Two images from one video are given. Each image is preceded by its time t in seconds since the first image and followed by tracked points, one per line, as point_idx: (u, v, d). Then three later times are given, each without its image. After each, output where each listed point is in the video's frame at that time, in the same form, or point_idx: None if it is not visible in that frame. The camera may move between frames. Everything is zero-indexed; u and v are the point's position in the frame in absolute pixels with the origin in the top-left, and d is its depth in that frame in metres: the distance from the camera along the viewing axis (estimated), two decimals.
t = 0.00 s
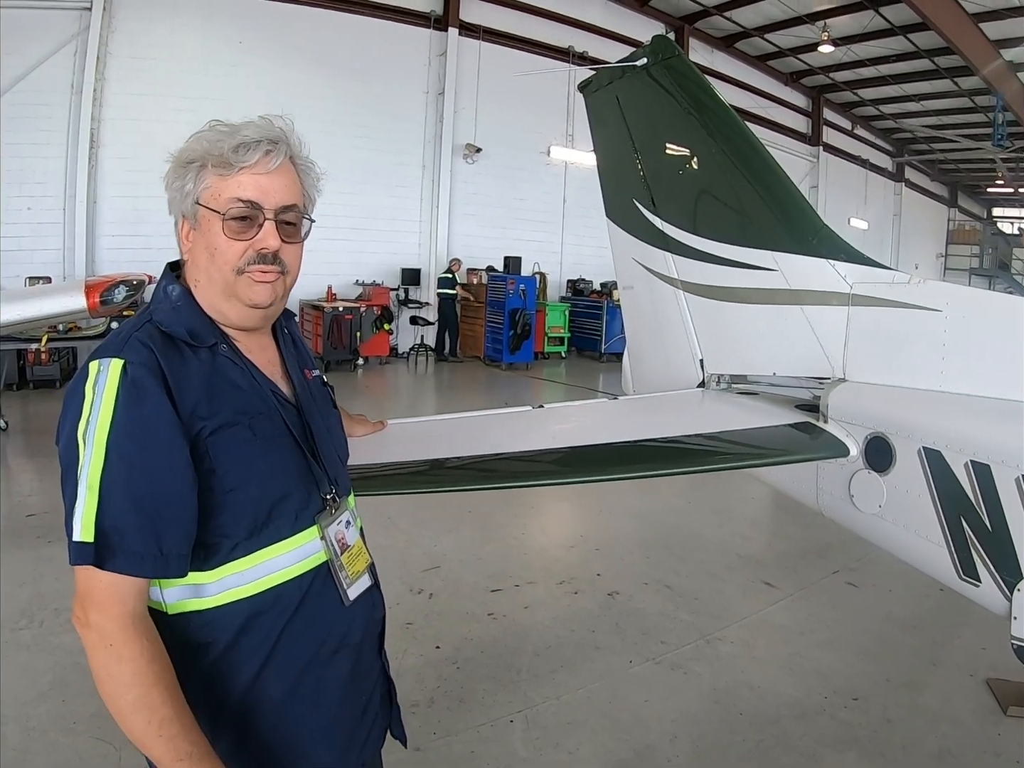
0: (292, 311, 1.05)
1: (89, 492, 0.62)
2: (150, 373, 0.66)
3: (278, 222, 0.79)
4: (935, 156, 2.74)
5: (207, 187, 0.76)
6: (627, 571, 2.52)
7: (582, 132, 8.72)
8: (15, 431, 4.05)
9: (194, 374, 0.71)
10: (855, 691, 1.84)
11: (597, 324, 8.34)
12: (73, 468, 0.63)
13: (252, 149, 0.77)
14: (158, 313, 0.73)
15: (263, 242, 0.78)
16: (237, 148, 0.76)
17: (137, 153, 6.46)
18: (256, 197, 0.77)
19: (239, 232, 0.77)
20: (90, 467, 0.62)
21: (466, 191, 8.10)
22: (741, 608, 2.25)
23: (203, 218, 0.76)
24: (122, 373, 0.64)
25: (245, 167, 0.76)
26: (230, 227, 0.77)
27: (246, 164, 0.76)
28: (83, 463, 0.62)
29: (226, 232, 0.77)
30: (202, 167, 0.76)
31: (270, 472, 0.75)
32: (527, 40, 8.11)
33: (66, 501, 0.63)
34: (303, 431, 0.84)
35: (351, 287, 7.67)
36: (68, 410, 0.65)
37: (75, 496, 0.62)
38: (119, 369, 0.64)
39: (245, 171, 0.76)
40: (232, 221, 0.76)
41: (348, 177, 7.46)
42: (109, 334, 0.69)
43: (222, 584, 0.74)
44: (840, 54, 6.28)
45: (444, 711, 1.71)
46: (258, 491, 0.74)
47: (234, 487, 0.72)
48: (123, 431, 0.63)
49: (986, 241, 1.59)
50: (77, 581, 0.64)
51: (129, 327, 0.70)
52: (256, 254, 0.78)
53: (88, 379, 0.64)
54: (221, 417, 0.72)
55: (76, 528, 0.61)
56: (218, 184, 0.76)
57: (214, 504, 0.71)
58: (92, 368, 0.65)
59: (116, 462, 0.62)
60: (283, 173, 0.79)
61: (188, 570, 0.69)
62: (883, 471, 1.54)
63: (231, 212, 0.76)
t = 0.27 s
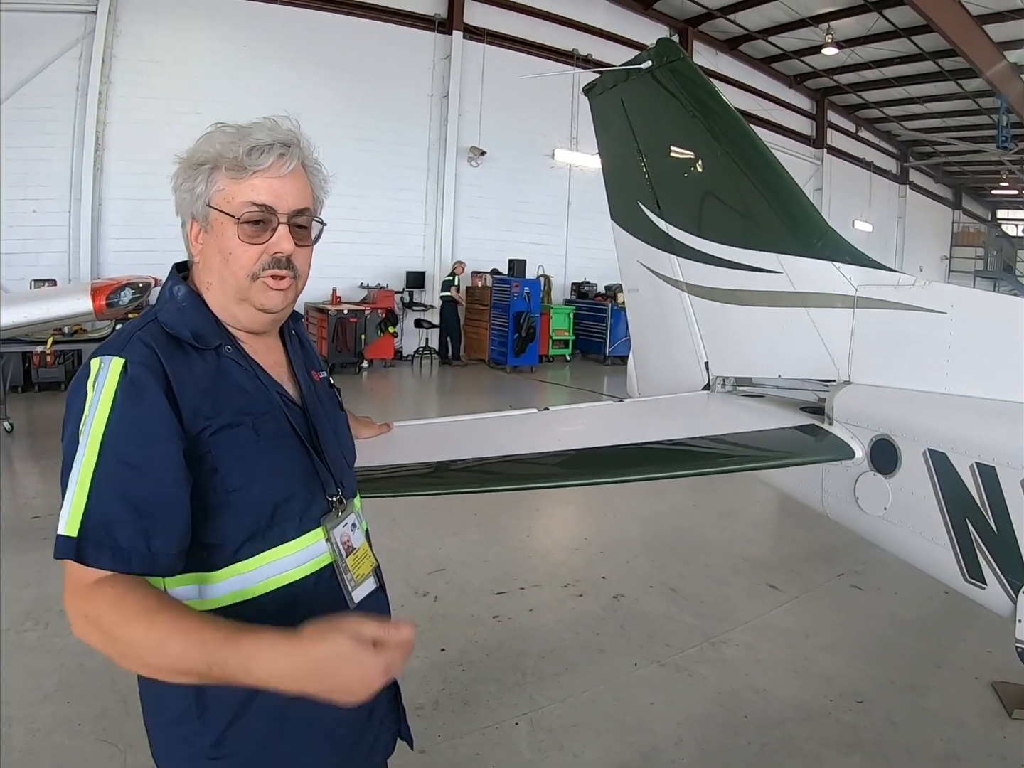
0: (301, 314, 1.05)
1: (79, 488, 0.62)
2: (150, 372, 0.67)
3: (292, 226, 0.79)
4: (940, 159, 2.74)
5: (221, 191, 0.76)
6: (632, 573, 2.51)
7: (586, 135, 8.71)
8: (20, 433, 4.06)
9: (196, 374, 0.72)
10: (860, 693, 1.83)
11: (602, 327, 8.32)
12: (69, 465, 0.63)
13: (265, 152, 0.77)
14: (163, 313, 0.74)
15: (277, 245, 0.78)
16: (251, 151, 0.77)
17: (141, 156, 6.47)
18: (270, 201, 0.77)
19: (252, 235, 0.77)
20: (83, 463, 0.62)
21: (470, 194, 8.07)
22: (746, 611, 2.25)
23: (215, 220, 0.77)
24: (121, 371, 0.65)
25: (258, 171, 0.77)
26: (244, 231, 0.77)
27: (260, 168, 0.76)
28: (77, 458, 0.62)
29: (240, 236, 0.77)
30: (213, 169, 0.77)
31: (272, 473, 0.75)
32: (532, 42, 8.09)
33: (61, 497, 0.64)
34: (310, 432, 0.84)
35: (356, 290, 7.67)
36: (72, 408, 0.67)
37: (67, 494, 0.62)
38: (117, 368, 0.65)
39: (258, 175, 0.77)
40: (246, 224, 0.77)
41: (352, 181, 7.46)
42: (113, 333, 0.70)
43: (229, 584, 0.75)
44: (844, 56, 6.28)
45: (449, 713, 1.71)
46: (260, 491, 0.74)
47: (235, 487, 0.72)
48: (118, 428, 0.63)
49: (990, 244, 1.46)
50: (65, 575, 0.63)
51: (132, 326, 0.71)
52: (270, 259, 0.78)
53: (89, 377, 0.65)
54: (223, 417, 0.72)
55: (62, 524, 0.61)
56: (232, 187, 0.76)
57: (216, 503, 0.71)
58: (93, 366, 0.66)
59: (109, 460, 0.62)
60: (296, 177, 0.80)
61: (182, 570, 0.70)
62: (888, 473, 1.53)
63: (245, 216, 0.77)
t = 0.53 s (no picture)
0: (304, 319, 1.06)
1: (95, 475, 0.61)
2: (162, 365, 0.67)
3: (298, 232, 0.80)
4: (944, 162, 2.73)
5: (228, 196, 0.77)
6: (636, 577, 2.51)
7: (590, 138, 8.73)
8: (25, 435, 4.07)
9: (206, 371, 0.72)
10: (864, 697, 1.83)
11: (606, 330, 8.34)
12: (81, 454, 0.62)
13: (272, 158, 0.78)
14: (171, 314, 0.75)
15: (284, 252, 0.79)
16: (257, 157, 0.77)
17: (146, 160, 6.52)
18: (277, 207, 0.78)
19: (259, 241, 0.78)
20: (96, 449, 0.61)
21: (474, 198, 8.09)
22: (749, 614, 2.25)
23: (222, 225, 0.77)
24: (132, 362, 0.65)
25: (265, 177, 0.77)
26: (251, 237, 0.78)
27: (267, 174, 0.77)
28: (91, 446, 0.61)
29: (248, 241, 0.78)
30: (219, 175, 0.77)
31: (281, 472, 0.76)
32: (535, 46, 8.12)
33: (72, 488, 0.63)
34: (315, 434, 0.85)
35: (359, 293, 7.69)
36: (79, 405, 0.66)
37: (81, 482, 0.61)
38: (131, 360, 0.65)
39: (265, 182, 0.77)
40: (253, 230, 0.77)
41: (356, 185, 7.50)
42: (123, 329, 0.70)
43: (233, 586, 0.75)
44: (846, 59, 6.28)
45: (453, 716, 1.71)
46: (270, 489, 0.74)
47: (247, 484, 0.72)
48: (131, 415, 0.63)
49: (996, 247, 1.52)
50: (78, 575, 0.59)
51: (141, 327, 0.72)
52: (277, 265, 0.79)
53: (101, 370, 0.65)
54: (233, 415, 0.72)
55: (81, 509, 0.59)
56: (239, 193, 0.77)
57: (226, 501, 0.71)
58: (105, 358, 0.66)
59: (124, 445, 0.62)
60: (302, 184, 0.80)
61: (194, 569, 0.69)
62: (891, 477, 1.53)
63: (252, 222, 0.77)
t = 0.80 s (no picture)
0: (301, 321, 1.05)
1: (127, 503, 0.62)
2: (179, 384, 0.67)
3: (306, 238, 0.80)
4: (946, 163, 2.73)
5: (239, 201, 0.77)
6: (638, 579, 2.51)
7: (592, 140, 8.72)
8: (27, 437, 4.09)
9: (221, 383, 0.72)
10: (866, 699, 1.83)
11: (609, 332, 8.32)
12: (103, 480, 0.63)
13: (284, 166, 0.78)
14: (180, 324, 0.74)
15: (293, 259, 0.79)
16: (270, 164, 0.78)
17: (147, 162, 6.53)
18: (287, 214, 0.78)
19: (269, 246, 0.78)
20: (125, 479, 0.63)
21: (476, 200, 8.08)
22: (752, 616, 2.25)
23: (232, 231, 0.77)
24: (150, 384, 0.65)
25: (277, 183, 0.78)
26: (261, 242, 0.78)
27: (279, 181, 0.77)
28: (119, 474, 0.63)
29: (257, 246, 0.78)
30: (230, 182, 0.77)
31: (296, 479, 0.77)
32: (538, 48, 8.11)
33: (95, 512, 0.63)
34: (322, 438, 0.85)
35: (362, 295, 7.68)
36: (91, 426, 0.65)
37: (109, 507, 0.63)
38: (149, 380, 0.65)
39: (277, 188, 0.78)
40: (263, 235, 0.78)
41: (358, 187, 7.49)
42: (136, 345, 0.70)
43: (247, 590, 0.75)
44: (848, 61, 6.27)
45: (455, 719, 1.71)
46: (285, 497, 0.75)
47: (264, 493, 0.73)
48: (154, 442, 0.63)
49: (997, 248, 1.52)
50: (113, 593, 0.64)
51: (151, 340, 0.71)
52: (285, 270, 0.79)
53: (116, 392, 0.65)
54: (248, 426, 0.73)
55: (118, 540, 0.61)
56: (250, 199, 0.77)
57: (245, 510, 0.72)
58: (119, 380, 0.65)
59: (149, 473, 0.63)
60: (312, 192, 0.81)
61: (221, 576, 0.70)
62: (893, 479, 1.53)
63: (263, 227, 0.77)
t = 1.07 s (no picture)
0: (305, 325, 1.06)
1: (115, 504, 0.62)
2: (179, 388, 0.67)
3: (315, 247, 0.81)
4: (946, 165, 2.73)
5: (249, 209, 0.77)
6: (640, 582, 2.51)
7: (593, 144, 8.72)
8: (29, 441, 4.10)
9: (222, 388, 0.72)
10: (868, 702, 1.83)
11: (610, 336, 8.33)
12: (97, 481, 0.63)
13: (294, 175, 0.79)
14: (182, 328, 0.74)
15: (302, 267, 0.80)
16: (281, 173, 0.78)
17: (149, 166, 6.56)
18: (298, 223, 0.79)
19: (279, 255, 0.78)
20: (116, 481, 0.63)
21: (478, 203, 8.09)
22: (754, 619, 2.24)
23: (240, 237, 0.77)
24: (149, 388, 0.66)
25: (288, 193, 0.78)
26: (271, 250, 0.78)
27: (290, 190, 0.78)
28: (111, 475, 0.63)
29: (267, 255, 0.78)
30: (240, 188, 0.77)
31: (296, 484, 0.77)
32: (538, 51, 8.12)
33: (88, 511, 0.64)
34: (323, 443, 0.86)
35: (363, 299, 7.70)
36: (93, 426, 0.66)
37: (99, 507, 0.63)
38: (147, 384, 0.65)
39: (288, 197, 0.78)
40: (273, 243, 0.78)
41: (360, 191, 7.51)
42: (137, 348, 0.70)
43: (248, 594, 0.75)
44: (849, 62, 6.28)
45: (457, 722, 1.71)
46: (284, 502, 0.76)
47: (263, 497, 0.74)
48: (150, 445, 0.64)
49: (999, 250, 1.44)
50: (92, 589, 0.64)
51: (154, 343, 0.72)
52: (296, 279, 0.80)
53: (116, 393, 0.65)
54: (248, 432, 0.73)
55: (102, 540, 0.62)
56: (261, 207, 0.77)
57: (243, 515, 0.73)
58: (120, 382, 0.65)
59: (144, 477, 0.63)
60: (320, 201, 0.82)
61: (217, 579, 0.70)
62: (895, 482, 1.53)
63: (272, 235, 0.78)
